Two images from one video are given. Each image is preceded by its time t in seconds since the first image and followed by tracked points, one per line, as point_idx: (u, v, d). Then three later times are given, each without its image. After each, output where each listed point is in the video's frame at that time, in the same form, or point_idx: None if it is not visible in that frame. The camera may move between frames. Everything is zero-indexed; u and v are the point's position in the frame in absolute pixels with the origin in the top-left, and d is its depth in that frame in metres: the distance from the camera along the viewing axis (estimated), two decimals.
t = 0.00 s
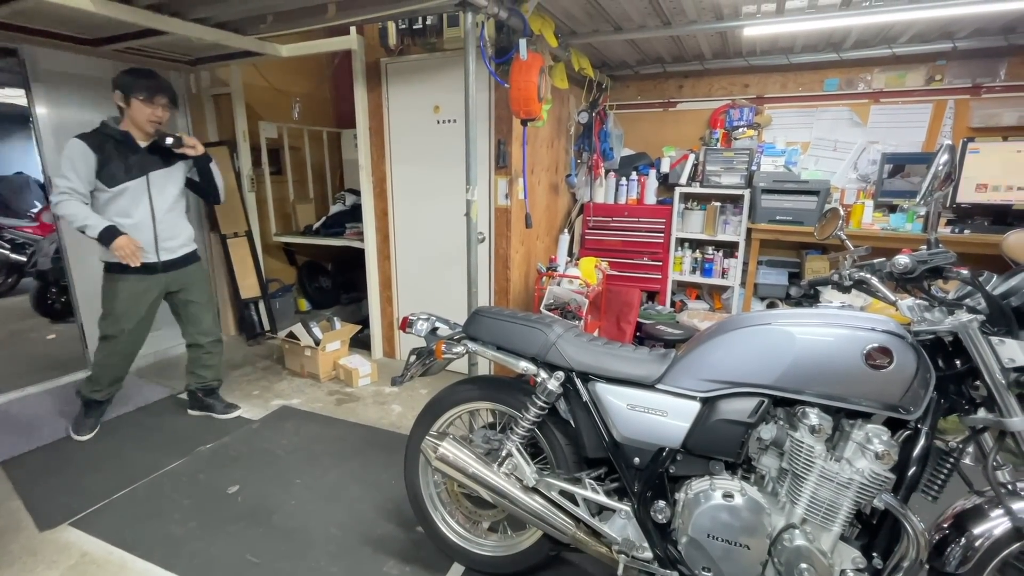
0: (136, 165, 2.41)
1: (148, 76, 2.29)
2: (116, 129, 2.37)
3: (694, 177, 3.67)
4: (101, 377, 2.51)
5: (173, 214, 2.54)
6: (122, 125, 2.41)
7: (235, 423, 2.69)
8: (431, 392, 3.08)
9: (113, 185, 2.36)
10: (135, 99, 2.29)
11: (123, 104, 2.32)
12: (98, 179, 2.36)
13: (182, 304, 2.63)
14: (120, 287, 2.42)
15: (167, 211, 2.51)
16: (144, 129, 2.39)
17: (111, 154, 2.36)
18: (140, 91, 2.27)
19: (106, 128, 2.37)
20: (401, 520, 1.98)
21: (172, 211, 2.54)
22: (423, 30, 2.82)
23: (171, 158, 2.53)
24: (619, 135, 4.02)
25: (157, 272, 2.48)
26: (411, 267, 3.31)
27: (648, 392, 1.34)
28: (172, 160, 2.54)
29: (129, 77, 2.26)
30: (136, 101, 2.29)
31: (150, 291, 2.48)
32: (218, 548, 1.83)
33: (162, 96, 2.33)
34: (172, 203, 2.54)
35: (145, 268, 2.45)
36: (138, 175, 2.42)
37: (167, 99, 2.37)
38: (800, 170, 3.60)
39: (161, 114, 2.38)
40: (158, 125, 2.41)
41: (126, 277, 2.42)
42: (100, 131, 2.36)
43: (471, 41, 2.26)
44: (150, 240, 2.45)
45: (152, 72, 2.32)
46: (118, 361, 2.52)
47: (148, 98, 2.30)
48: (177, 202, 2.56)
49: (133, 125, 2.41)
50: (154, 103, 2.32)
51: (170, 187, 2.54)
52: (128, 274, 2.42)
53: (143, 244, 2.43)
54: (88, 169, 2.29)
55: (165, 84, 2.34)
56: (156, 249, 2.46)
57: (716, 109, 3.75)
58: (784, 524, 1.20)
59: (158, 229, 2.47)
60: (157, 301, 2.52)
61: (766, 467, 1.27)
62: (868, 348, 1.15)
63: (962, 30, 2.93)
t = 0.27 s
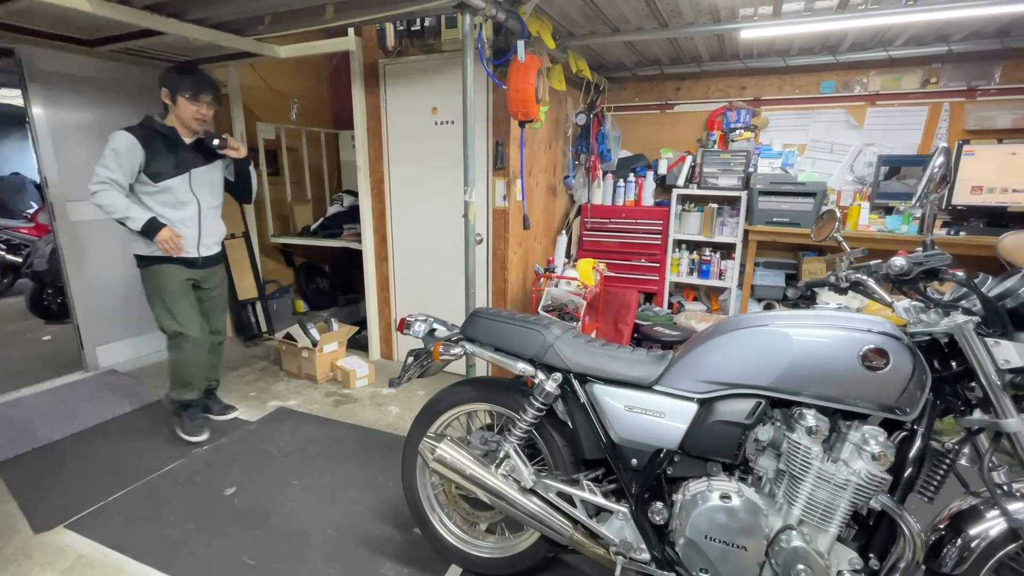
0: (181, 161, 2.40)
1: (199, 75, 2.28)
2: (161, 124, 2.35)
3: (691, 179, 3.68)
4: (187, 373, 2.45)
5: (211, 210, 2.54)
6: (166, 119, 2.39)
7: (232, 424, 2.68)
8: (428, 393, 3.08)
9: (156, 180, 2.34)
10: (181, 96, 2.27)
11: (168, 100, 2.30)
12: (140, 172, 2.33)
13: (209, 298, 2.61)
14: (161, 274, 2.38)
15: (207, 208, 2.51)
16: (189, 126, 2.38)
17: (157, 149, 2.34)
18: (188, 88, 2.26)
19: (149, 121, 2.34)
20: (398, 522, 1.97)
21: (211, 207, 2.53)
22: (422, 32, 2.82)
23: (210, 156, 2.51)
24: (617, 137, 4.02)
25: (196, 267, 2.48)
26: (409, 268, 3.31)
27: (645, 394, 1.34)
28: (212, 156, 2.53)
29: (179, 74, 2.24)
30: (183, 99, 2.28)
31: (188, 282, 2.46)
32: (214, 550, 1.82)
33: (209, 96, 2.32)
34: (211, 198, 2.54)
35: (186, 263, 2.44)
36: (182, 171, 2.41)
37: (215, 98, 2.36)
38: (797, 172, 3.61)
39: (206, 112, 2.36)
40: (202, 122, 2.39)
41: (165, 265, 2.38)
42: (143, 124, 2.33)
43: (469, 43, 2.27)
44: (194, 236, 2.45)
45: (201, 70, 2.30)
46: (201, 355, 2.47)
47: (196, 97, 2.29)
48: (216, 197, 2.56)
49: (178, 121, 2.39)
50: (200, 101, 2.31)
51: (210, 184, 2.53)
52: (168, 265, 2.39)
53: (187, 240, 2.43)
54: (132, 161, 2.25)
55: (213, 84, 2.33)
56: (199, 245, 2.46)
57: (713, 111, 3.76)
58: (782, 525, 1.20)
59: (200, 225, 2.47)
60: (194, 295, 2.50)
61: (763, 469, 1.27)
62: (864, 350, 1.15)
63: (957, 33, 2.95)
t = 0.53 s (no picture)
0: (223, 171, 2.37)
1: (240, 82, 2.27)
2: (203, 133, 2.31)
3: (688, 180, 3.70)
4: (263, 377, 2.40)
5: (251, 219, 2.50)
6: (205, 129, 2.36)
7: (228, 426, 2.67)
8: (425, 395, 3.07)
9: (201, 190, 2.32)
10: (220, 103, 2.25)
11: (207, 108, 2.28)
12: (184, 183, 2.30)
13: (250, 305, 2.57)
14: (208, 285, 2.33)
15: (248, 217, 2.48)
16: (228, 133, 2.36)
17: (200, 158, 2.30)
18: (226, 94, 2.24)
19: (189, 132, 2.30)
20: (395, 523, 1.97)
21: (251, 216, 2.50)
22: (419, 33, 2.84)
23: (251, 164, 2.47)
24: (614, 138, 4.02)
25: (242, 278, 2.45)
26: (406, 269, 3.31)
27: (642, 395, 1.34)
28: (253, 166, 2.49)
29: (218, 81, 2.23)
30: (223, 107, 2.26)
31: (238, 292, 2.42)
32: (210, 553, 1.81)
33: (248, 103, 2.31)
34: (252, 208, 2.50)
35: (232, 273, 2.40)
36: (224, 181, 2.38)
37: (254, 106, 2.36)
38: (793, 173, 3.62)
39: (245, 119, 2.35)
40: (240, 129, 2.38)
41: (210, 276, 2.34)
42: (183, 135, 2.29)
43: (467, 44, 2.26)
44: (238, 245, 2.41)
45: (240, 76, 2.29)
46: (264, 359, 2.43)
47: (235, 104, 2.28)
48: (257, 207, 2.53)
49: (217, 130, 2.37)
50: (239, 108, 2.29)
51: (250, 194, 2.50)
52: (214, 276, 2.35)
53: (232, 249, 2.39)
54: (178, 173, 2.23)
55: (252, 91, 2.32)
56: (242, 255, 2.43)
57: (710, 112, 3.77)
58: (778, 526, 1.20)
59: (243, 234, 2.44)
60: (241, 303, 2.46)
61: (759, 469, 1.27)
62: (860, 351, 1.15)
63: (951, 36, 2.97)
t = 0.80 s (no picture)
0: (267, 171, 2.31)
1: (284, 77, 2.21)
2: (245, 130, 2.25)
3: (684, 181, 3.71)
4: (284, 393, 2.39)
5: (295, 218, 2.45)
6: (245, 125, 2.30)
7: (223, 427, 2.66)
8: (421, 396, 3.07)
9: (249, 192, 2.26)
10: (263, 99, 2.18)
11: (249, 103, 2.22)
12: (235, 187, 2.25)
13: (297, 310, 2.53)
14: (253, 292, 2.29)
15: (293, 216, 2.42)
16: (271, 129, 2.30)
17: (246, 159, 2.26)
18: (270, 89, 2.17)
19: (232, 130, 2.25)
20: (390, 524, 1.97)
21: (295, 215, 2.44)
22: (415, 34, 2.82)
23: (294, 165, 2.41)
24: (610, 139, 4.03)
25: (286, 281, 2.39)
26: (402, 269, 3.31)
27: (637, 395, 1.35)
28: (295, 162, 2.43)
29: (261, 76, 2.16)
30: (269, 103, 2.20)
31: (282, 296, 2.38)
32: (204, 554, 1.81)
33: (291, 99, 2.25)
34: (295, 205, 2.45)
35: (274, 277, 2.34)
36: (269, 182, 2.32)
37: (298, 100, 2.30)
38: (788, 175, 3.63)
39: (289, 115, 2.29)
40: (283, 125, 2.31)
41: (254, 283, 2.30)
42: (225, 133, 2.24)
43: (463, 45, 2.26)
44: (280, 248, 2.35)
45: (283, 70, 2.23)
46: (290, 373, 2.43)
47: (280, 100, 2.21)
48: (311, 204, 2.47)
49: (258, 126, 2.31)
50: (284, 104, 2.23)
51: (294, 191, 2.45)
52: (258, 282, 2.31)
53: (274, 253, 2.34)
54: (226, 173, 2.19)
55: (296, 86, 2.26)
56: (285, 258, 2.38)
57: (705, 114, 3.78)
58: (772, 525, 1.21)
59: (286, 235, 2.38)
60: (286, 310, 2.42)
61: (754, 469, 1.28)
62: (853, 351, 1.16)
63: (944, 39, 2.99)
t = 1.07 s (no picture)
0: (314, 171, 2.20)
1: (337, 77, 2.12)
2: (296, 130, 2.18)
3: (678, 182, 3.72)
4: (289, 400, 2.34)
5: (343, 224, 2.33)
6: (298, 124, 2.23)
7: (216, 429, 2.65)
8: (416, 397, 3.07)
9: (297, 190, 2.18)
10: (316, 98, 2.11)
11: (302, 104, 2.15)
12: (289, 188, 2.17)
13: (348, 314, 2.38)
14: (286, 299, 2.19)
15: (340, 221, 2.30)
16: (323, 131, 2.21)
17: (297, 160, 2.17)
18: (323, 88, 2.09)
19: (286, 128, 2.20)
20: (385, 525, 1.96)
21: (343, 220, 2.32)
22: (410, 34, 2.83)
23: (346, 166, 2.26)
24: (605, 140, 4.04)
25: (325, 290, 2.25)
26: (397, 270, 3.30)
27: (631, 395, 1.35)
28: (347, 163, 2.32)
29: (314, 75, 2.08)
30: (322, 102, 2.11)
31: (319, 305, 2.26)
32: (197, 557, 1.80)
33: (343, 99, 2.15)
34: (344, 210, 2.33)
35: (312, 285, 2.22)
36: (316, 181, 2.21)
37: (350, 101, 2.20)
38: (781, 176, 3.65)
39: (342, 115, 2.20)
40: (336, 127, 2.22)
41: (290, 291, 2.19)
42: (280, 131, 2.20)
43: (457, 47, 2.26)
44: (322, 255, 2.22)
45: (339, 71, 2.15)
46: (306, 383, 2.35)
47: (332, 98, 2.12)
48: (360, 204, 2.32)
49: (312, 128, 2.23)
50: (336, 103, 2.14)
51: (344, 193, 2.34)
52: (296, 290, 2.20)
53: (315, 260, 2.21)
54: (276, 167, 2.13)
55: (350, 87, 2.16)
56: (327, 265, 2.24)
57: (700, 115, 3.79)
58: (765, 525, 1.22)
59: (333, 241, 2.26)
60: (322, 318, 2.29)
61: (747, 469, 1.29)
62: (845, 351, 1.17)
63: (934, 42, 3.02)
